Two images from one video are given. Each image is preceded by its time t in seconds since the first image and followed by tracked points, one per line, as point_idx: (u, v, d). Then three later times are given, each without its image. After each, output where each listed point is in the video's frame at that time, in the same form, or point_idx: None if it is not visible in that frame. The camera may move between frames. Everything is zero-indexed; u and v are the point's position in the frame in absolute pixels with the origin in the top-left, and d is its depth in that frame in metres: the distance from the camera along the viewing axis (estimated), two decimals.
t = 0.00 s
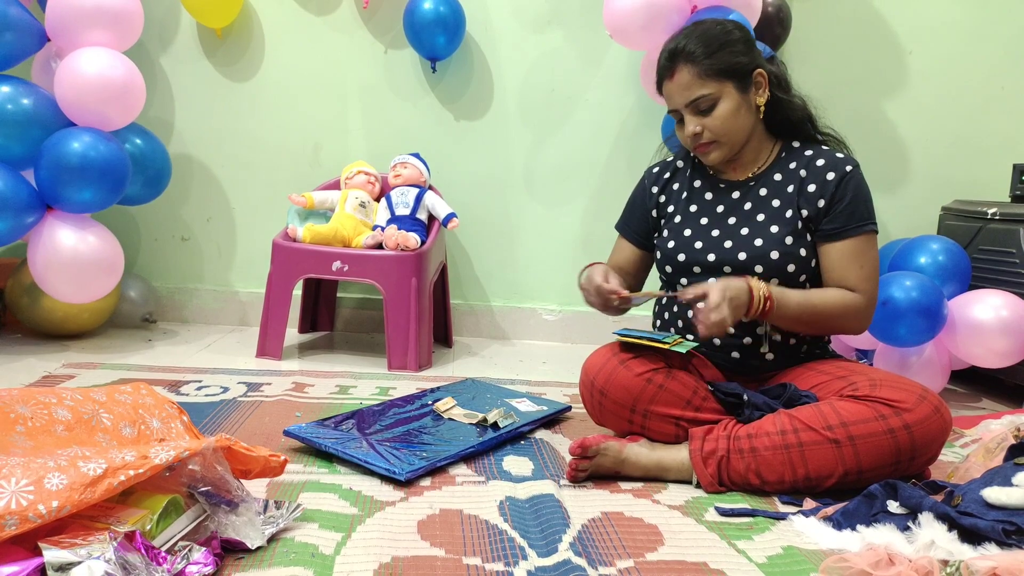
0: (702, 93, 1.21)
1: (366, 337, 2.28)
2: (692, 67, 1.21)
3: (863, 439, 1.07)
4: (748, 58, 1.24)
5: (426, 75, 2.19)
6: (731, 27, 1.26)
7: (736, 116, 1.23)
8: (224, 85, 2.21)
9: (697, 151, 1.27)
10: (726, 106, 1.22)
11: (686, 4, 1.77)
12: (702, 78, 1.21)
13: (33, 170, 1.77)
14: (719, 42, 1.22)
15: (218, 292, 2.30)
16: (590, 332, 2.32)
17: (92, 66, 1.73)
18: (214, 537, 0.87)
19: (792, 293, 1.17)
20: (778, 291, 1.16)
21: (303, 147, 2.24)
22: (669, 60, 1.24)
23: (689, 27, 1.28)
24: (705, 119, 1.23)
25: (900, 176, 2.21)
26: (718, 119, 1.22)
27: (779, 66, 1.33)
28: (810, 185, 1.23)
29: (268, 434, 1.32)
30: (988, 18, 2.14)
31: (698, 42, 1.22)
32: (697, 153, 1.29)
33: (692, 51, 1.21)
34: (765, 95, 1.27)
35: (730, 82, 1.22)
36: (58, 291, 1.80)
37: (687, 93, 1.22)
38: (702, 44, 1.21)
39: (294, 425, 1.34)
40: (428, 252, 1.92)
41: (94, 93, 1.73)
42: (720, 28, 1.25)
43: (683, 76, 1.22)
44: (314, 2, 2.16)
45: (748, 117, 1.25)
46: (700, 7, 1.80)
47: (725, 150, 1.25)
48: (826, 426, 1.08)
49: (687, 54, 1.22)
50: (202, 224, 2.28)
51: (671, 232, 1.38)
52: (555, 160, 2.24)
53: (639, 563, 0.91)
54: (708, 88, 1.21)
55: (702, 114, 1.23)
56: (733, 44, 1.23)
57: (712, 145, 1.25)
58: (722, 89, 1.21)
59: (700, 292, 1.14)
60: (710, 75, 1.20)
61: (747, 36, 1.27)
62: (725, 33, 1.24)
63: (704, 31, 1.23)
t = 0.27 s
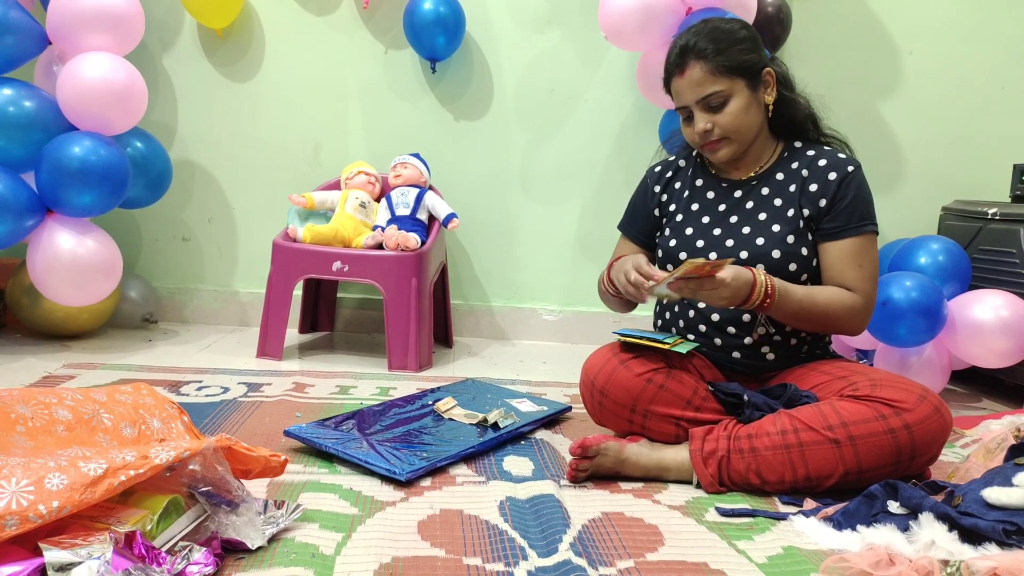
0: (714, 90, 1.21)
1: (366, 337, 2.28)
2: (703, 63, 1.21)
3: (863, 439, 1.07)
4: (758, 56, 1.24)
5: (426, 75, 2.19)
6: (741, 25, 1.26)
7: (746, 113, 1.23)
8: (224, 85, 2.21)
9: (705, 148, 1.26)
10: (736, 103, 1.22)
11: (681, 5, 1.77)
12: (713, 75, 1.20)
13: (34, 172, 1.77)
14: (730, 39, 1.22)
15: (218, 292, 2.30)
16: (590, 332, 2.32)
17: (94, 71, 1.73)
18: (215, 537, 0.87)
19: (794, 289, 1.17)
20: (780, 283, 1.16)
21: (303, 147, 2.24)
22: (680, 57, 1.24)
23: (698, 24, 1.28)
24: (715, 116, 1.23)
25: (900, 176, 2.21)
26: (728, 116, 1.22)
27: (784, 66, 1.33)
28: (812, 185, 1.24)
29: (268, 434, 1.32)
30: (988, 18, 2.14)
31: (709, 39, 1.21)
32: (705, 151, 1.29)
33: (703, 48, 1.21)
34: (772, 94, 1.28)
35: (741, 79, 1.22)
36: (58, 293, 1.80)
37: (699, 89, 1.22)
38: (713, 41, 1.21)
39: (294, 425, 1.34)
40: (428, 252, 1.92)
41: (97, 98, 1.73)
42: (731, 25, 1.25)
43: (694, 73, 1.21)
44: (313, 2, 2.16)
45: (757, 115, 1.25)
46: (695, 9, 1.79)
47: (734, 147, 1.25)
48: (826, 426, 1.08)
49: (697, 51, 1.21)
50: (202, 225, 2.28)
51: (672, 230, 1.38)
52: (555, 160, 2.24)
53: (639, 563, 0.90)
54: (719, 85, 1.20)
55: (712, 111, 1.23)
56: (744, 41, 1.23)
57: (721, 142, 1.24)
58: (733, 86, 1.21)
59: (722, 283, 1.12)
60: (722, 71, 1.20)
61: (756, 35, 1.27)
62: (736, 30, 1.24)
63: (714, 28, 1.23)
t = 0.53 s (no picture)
0: (719, 88, 1.21)
1: (366, 337, 2.28)
2: (710, 61, 1.21)
3: (863, 439, 1.07)
4: (764, 56, 1.24)
5: (426, 75, 2.19)
6: (749, 24, 1.26)
7: (751, 113, 1.23)
8: (224, 85, 2.21)
9: (708, 146, 1.26)
10: (741, 102, 1.22)
11: (681, 5, 1.77)
12: (719, 73, 1.20)
13: (39, 171, 1.77)
14: (738, 37, 1.22)
15: (218, 292, 2.30)
16: (590, 332, 2.32)
17: (103, 73, 1.73)
18: (215, 537, 0.87)
19: (799, 285, 1.17)
20: (784, 280, 1.17)
21: (303, 147, 2.24)
22: (686, 54, 1.24)
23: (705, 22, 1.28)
24: (719, 114, 1.23)
25: (900, 175, 2.21)
26: (733, 114, 1.22)
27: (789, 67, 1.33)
28: (813, 185, 1.23)
29: (268, 434, 1.32)
30: (987, 18, 2.14)
31: (716, 37, 1.21)
32: (708, 149, 1.29)
33: (710, 45, 1.21)
34: (777, 95, 1.28)
35: (746, 78, 1.22)
36: (60, 294, 1.80)
37: (704, 87, 1.21)
38: (721, 39, 1.21)
39: (294, 425, 1.34)
40: (428, 252, 1.92)
41: (105, 100, 1.73)
42: (739, 24, 1.25)
43: (700, 70, 1.21)
44: (313, 2, 2.16)
45: (761, 115, 1.25)
46: (695, 9, 1.80)
47: (737, 147, 1.25)
48: (826, 426, 1.08)
49: (704, 48, 1.21)
50: (202, 225, 2.28)
51: (673, 228, 1.38)
52: (555, 161, 2.24)
53: (639, 563, 0.90)
54: (725, 83, 1.20)
55: (717, 109, 1.23)
56: (751, 41, 1.23)
57: (725, 141, 1.24)
58: (738, 85, 1.21)
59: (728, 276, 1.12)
60: (727, 70, 1.20)
61: (764, 35, 1.27)
62: (744, 29, 1.24)
63: (722, 26, 1.23)
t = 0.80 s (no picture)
0: (722, 88, 1.21)
1: (366, 337, 2.28)
2: (714, 60, 1.21)
3: (863, 439, 1.07)
4: (768, 58, 1.24)
5: (426, 75, 2.19)
6: (753, 25, 1.26)
7: (753, 114, 1.23)
8: (225, 86, 2.21)
9: (709, 146, 1.26)
10: (744, 102, 1.22)
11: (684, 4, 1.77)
12: (722, 73, 1.20)
13: (40, 171, 1.77)
14: (742, 37, 1.22)
15: (218, 292, 2.30)
16: (590, 332, 2.32)
17: (106, 74, 1.73)
18: (215, 537, 0.87)
19: (801, 285, 1.17)
20: (787, 279, 1.17)
21: (303, 148, 2.24)
22: (690, 53, 1.24)
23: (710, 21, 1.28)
24: (721, 114, 1.23)
25: (900, 176, 2.21)
26: (734, 115, 1.22)
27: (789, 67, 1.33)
28: (813, 185, 1.23)
29: (268, 435, 1.32)
30: (987, 19, 2.14)
31: (720, 36, 1.21)
32: (708, 149, 1.29)
33: (714, 45, 1.21)
34: (779, 96, 1.28)
35: (750, 79, 1.22)
36: (60, 294, 1.80)
37: (708, 86, 1.21)
38: (725, 39, 1.21)
39: (294, 425, 1.34)
40: (429, 252, 1.92)
41: (106, 101, 1.73)
42: (743, 25, 1.25)
43: (704, 69, 1.21)
44: (314, 3, 2.16)
45: (763, 117, 1.25)
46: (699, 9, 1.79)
47: (737, 147, 1.25)
48: (826, 426, 1.08)
49: (708, 48, 1.21)
50: (202, 225, 2.28)
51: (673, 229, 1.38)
52: (555, 161, 2.24)
53: (639, 564, 0.90)
54: (728, 83, 1.20)
55: (719, 109, 1.23)
56: (756, 41, 1.23)
57: (726, 141, 1.24)
58: (742, 85, 1.21)
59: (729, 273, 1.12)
60: (731, 70, 1.20)
61: (768, 37, 1.27)
62: (749, 30, 1.24)
63: (726, 26, 1.23)
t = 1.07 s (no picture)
0: (722, 87, 1.21)
1: (366, 337, 2.28)
2: (714, 59, 1.20)
3: (863, 438, 1.07)
4: (767, 57, 1.24)
5: (426, 74, 2.19)
6: (753, 25, 1.26)
7: (753, 113, 1.23)
8: (224, 85, 2.21)
9: (708, 146, 1.26)
10: (744, 102, 1.22)
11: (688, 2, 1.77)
12: (722, 72, 1.20)
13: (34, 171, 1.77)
14: (742, 36, 1.22)
15: (218, 291, 2.30)
16: (590, 332, 2.32)
17: (96, 71, 1.73)
18: (214, 536, 0.87)
19: (799, 284, 1.17)
20: (785, 278, 1.17)
21: (303, 147, 2.24)
22: (689, 52, 1.23)
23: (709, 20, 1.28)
24: (721, 113, 1.22)
25: (900, 175, 2.21)
26: (734, 114, 1.22)
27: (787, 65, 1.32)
28: (811, 185, 1.23)
29: (268, 434, 1.32)
30: (987, 18, 2.14)
31: (720, 35, 1.21)
32: (707, 148, 1.28)
33: (714, 44, 1.21)
34: (777, 95, 1.28)
35: (749, 78, 1.22)
36: (55, 293, 1.80)
37: (708, 85, 1.21)
38: (725, 38, 1.21)
39: (294, 424, 1.33)
40: (428, 251, 1.92)
41: (100, 98, 1.73)
42: (743, 25, 1.25)
43: (704, 69, 1.21)
44: (313, 2, 2.16)
45: (762, 116, 1.25)
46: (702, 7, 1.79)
47: (737, 147, 1.25)
48: (826, 426, 1.08)
49: (708, 47, 1.21)
50: (201, 224, 2.28)
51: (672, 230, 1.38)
52: (555, 160, 2.24)
53: (639, 563, 0.90)
54: (729, 82, 1.20)
55: (719, 108, 1.22)
56: (756, 41, 1.23)
57: (725, 141, 1.24)
58: (742, 85, 1.21)
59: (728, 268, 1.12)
60: (731, 69, 1.20)
61: (767, 36, 1.27)
62: (748, 29, 1.24)
63: (726, 25, 1.23)
